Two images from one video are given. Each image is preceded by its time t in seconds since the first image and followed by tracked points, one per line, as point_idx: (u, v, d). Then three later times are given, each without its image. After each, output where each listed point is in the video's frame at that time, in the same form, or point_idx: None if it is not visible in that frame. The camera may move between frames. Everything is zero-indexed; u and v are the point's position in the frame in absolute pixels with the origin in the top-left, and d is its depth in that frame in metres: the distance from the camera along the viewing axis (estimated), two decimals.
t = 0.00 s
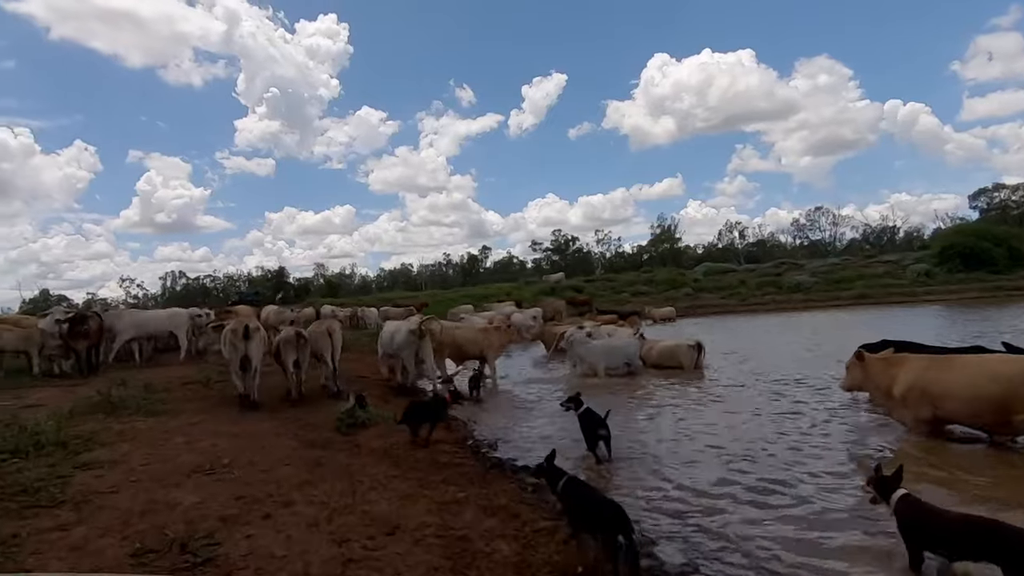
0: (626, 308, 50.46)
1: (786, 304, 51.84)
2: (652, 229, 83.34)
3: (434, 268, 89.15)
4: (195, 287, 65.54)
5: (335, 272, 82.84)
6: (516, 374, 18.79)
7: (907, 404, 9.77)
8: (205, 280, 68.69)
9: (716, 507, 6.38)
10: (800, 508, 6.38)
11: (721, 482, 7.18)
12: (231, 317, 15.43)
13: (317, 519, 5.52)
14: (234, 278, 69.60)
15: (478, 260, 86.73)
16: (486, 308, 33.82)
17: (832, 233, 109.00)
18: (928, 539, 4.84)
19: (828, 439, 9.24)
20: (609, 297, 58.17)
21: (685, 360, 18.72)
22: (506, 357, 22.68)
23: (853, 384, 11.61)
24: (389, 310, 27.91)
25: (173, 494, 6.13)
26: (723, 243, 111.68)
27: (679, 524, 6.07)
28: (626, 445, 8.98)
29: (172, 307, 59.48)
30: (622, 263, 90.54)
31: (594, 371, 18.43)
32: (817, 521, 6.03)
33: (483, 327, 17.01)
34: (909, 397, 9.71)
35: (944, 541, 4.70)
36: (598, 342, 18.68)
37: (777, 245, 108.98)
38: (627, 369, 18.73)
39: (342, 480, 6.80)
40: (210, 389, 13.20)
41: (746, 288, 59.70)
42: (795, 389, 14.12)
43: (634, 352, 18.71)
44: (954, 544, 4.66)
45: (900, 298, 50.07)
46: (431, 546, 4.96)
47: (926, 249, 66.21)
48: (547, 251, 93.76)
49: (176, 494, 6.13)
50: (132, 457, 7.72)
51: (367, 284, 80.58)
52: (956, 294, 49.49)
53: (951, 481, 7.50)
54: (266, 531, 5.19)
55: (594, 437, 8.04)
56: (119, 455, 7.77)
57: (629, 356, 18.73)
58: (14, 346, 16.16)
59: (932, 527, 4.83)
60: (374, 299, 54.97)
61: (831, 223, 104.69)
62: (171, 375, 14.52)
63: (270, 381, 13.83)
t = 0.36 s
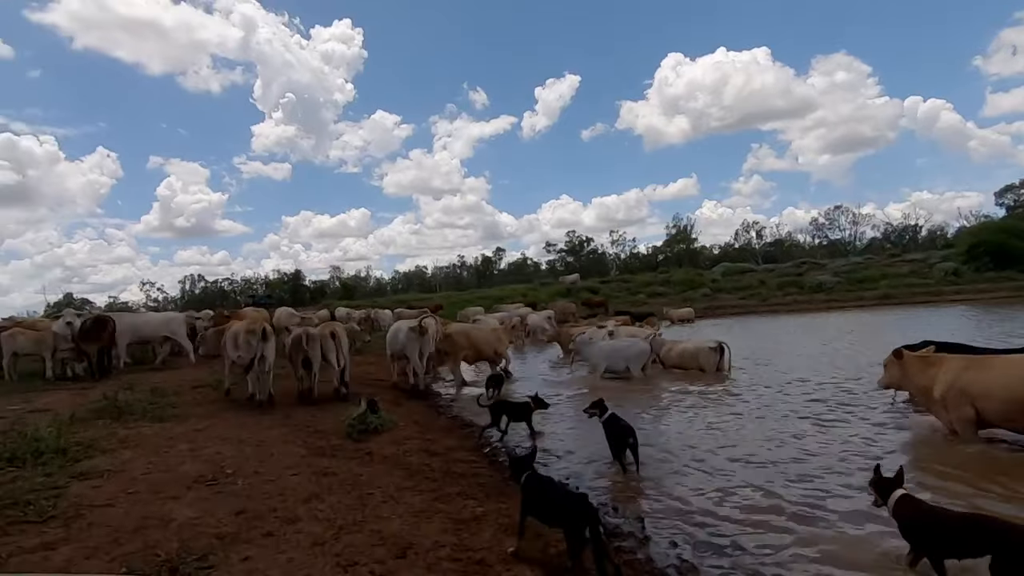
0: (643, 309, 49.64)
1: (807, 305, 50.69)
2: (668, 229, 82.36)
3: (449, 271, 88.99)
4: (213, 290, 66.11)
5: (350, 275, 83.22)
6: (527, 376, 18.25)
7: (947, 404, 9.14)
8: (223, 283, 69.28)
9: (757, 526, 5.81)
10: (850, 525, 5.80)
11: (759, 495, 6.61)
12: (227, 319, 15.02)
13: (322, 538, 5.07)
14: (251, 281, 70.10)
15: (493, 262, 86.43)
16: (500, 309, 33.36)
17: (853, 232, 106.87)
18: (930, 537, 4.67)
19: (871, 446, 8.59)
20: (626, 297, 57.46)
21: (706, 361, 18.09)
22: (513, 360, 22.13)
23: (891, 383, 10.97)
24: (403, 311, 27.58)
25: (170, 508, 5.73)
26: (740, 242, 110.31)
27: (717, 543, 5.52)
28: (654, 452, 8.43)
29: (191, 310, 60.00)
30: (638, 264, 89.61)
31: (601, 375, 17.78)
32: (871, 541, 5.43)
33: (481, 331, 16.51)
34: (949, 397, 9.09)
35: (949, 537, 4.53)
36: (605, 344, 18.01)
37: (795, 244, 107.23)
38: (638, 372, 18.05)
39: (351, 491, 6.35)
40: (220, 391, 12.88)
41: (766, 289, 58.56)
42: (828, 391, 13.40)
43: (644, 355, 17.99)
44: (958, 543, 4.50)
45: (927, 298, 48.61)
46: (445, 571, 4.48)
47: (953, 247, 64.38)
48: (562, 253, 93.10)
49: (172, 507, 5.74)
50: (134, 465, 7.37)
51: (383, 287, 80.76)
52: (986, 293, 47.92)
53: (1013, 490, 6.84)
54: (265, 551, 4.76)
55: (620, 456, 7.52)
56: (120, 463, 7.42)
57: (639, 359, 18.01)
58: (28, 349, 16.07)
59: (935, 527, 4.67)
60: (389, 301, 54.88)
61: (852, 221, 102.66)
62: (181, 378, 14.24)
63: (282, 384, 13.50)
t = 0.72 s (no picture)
0: (660, 309, 48.80)
1: (829, 304, 49.51)
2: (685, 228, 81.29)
3: (463, 271, 88.73)
4: (230, 292, 66.55)
5: (366, 276, 83.33)
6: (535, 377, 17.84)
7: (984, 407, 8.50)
8: (240, 285, 69.79)
9: (808, 547, 5.27)
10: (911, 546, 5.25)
11: (805, 511, 6.07)
12: (231, 320, 14.68)
13: (331, 559, 4.65)
14: (268, 282, 70.54)
15: (508, 262, 85.98)
16: (515, 309, 32.89)
17: (875, 230, 104.58)
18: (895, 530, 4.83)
19: (921, 455, 7.96)
20: (643, 297, 56.64)
21: (728, 363, 17.34)
22: (522, 360, 21.65)
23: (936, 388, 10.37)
24: (417, 312, 27.26)
25: (172, 523, 5.36)
26: (758, 241, 108.58)
27: (765, 565, 5.01)
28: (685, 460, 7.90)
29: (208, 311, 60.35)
30: (654, 263, 88.56)
31: (610, 378, 17.19)
32: (940, 566, 4.87)
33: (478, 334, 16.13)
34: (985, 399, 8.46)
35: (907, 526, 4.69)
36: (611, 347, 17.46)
37: (815, 243, 105.25)
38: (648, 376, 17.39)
39: (364, 505, 5.94)
40: (232, 393, 12.59)
41: (787, 288, 57.34)
42: (863, 393, 12.69)
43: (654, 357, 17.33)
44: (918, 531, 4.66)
45: (955, 296, 47.16)
46: None
47: (981, 244, 62.56)
48: (577, 253, 92.34)
49: (174, 522, 5.36)
50: (138, 473, 7.03)
51: (399, 287, 80.77)
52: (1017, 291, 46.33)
53: None
54: None
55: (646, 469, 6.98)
56: (125, 471, 7.09)
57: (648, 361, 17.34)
58: (42, 351, 15.96)
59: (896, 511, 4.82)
60: (403, 302, 54.66)
61: (875, 218, 100.47)
62: (193, 380, 14.00)
63: (294, 386, 13.17)
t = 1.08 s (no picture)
0: (678, 309, 47.94)
1: (852, 304, 48.32)
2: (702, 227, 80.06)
3: (478, 271, 88.40)
4: (246, 291, 66.89)
5: (380, 275, 83.34)
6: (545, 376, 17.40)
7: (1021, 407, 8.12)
8: (257, 283, 70.28)
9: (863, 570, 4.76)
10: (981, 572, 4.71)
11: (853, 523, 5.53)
12: (239, 318, 14.41)
13: None
14: (285, 281, 70.82)
15: (522, 262, 85.46)
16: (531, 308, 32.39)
17: (897, 229, 102.22)
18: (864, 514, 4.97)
19: (975, 465, 7.34)
20: (659, 297, 55.79)
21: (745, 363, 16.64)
22: (537, 359, 21.19)
23: (960, 389, 10.01)
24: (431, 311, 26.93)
25: (168, 537, 4.98)
26: (776, 240, 106.83)
27: None
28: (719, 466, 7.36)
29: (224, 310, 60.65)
30: (670, 263, 87.43)
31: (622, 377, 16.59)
32: None
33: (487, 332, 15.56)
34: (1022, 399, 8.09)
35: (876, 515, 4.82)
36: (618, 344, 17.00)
37: (835, 242, 103.22)
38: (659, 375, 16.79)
39: (375, 519, 5.54)
40: (242, 393, 12.30)
41: (808, 287, 56.10)
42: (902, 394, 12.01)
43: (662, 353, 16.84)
44: (879, 519, 4.70)
45: (983, 296, 45.75)
46: None
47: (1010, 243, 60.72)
48: (592, 253, 91.54)
49: (171, 536, 4.99)
50: (139, 479, 6.70)
51: (413, 287, 80.64)
52: None
53: None
54: None
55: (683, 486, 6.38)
56: (125, 476, 6.76)
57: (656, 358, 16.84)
58: (56, 349, 15.87)
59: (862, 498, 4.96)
60: (417, 301, 54.43)
61: (898, 216, 98.10)
62: (204, 379, 13.74)
63: (305, 386, 12.87)
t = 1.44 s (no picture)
0: (693, 307, 47.17)
1: (874, 302, 47.16)
2: (717, 225, 78.90)
3: (490, 269, 88.10)
4: (261, 290, 67.32)
5: (393, 274, 83.37)
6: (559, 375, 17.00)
7: None
8: (272, 282, 70.52)
9: None
10: None
11: (905, 537, 5.06)
12: (241, 315, 14.21)
13: None
14: (299, 281, 71.07)
15: (535, 260, 84.91)
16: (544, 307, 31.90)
17: (919, 226, 100.00)
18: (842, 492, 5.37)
19: None
20: (675, 296, 54.92)
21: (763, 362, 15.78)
22: (552, 358, 20.75)
23: (985, 394, 9.26)
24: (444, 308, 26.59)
25: (158, 554, 4.60)
26: (792, 238, 105.17)
27: None
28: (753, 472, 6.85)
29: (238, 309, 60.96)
30: (685, 261, 86.32)
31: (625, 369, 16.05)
32: None
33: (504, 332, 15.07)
34: None
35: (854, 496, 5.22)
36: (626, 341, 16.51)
37: (853, 239, 101.28)
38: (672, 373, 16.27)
39: (382, 532, 5.14)
40: (250, 391, 12.01)
41: (827, 285, 54.90)
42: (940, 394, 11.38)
43: (671, 348, 16.22)
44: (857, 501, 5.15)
45: (1010, 294, 44.36)
46: None
47: None
48: (605, 251, 90.76)
49: (160, 554, 4.61)
50: (137, 484, 6.36)
51: (426, 285, 80.53)
52: None
53: None
54: None
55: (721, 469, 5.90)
56: (122, 482, 6.42)
57: (666, 354, 16.27)
58: (66, 348, 15.71)
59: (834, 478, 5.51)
60: (429, 300, 54.19)
61: (919, 212, 96.08)
62: (213, 378, 13.49)
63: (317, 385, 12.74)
